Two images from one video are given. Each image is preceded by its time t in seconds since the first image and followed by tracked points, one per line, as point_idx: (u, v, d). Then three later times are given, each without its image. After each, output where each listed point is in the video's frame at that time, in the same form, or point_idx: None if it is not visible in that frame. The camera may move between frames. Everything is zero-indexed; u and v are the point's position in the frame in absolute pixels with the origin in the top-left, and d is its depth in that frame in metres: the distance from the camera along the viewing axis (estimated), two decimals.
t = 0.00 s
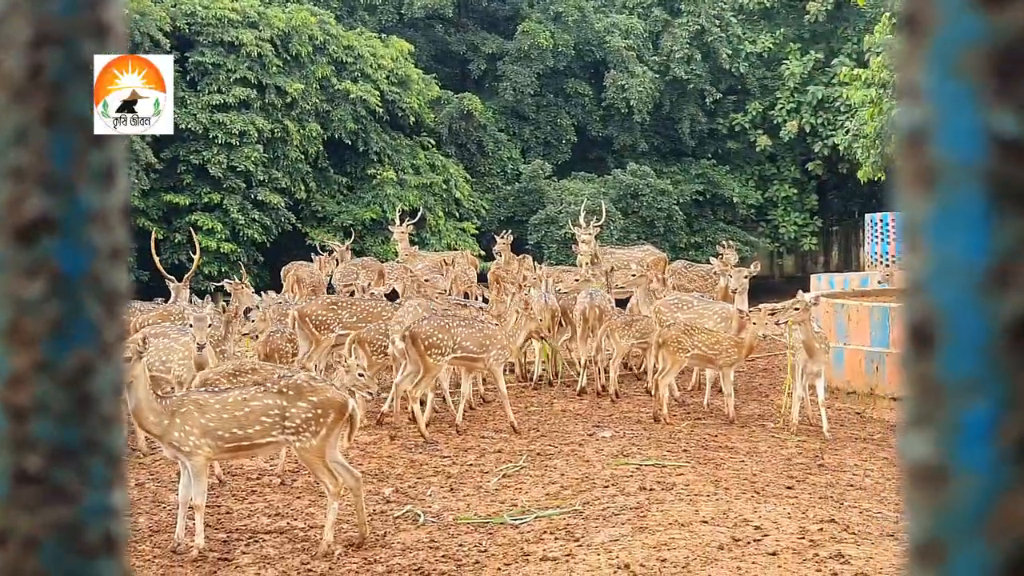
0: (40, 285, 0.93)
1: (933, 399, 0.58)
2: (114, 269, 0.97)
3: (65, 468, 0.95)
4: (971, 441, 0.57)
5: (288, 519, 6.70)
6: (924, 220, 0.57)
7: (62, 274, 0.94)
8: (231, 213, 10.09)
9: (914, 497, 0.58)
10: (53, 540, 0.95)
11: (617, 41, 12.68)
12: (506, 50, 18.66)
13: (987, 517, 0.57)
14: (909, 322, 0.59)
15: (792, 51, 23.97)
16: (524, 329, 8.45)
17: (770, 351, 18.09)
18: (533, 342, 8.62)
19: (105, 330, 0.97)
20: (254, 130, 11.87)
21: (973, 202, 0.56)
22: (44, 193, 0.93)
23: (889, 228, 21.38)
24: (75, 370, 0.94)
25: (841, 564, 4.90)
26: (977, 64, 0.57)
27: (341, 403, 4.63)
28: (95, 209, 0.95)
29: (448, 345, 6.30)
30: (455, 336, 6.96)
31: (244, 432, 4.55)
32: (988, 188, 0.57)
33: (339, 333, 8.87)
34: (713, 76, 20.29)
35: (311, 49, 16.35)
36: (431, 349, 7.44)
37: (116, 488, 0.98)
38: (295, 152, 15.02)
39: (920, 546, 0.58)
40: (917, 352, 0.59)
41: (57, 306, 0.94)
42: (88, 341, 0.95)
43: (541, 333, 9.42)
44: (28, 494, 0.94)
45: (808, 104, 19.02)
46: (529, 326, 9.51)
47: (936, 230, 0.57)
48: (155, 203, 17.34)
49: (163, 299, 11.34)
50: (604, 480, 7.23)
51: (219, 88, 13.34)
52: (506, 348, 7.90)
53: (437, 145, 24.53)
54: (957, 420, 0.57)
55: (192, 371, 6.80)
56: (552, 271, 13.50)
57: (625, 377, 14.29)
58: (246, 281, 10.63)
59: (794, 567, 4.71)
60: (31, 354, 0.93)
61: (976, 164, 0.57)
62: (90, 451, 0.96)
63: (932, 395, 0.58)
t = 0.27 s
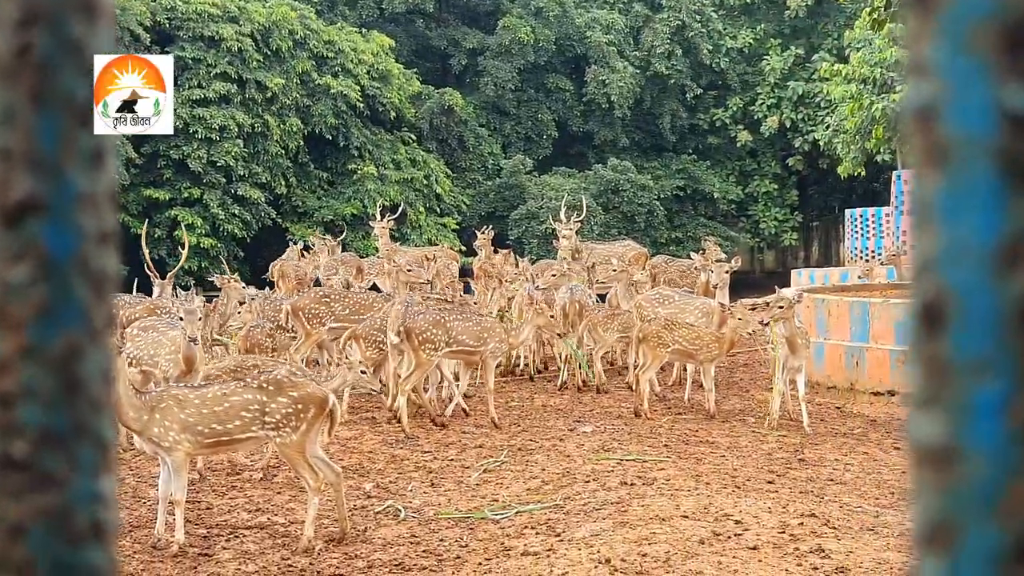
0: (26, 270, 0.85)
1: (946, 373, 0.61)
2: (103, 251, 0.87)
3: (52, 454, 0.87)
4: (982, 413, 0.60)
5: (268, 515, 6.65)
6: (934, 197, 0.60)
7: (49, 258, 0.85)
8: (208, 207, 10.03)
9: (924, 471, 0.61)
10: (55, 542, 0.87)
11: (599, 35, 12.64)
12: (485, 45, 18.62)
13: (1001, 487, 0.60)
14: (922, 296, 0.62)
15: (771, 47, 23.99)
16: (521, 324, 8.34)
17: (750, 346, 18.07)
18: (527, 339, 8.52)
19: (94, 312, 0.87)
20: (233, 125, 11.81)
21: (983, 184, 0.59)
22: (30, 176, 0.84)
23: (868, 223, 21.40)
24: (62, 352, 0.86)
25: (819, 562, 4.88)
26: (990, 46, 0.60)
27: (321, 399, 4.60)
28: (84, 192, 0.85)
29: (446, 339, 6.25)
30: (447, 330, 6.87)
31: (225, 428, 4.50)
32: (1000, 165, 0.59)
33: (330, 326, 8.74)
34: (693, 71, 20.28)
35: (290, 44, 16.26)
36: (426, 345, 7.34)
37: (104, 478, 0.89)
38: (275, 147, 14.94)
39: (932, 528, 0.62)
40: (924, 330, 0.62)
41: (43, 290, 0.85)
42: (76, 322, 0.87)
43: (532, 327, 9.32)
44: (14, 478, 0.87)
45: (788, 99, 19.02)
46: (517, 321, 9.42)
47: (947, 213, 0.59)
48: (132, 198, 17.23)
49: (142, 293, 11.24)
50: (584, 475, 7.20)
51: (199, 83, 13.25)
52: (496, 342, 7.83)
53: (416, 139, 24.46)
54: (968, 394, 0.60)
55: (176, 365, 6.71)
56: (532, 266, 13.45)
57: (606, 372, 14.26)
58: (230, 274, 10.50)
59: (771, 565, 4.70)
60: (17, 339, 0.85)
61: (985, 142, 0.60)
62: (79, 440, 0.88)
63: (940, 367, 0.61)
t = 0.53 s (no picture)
0: (39, 258, 0.84)
1: (984, 365, 0.64)
2: (115, 242, 0.89)
3: (65, 436, 0.86)
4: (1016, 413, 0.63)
5: (254, 511, 6.59)
6: (970, 185, 0.65)
7: (65, 249, 0.85)
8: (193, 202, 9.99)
9: (960, 464, 0.65)
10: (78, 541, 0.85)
11: (586, 29, 12.60)
12: (472, 41, 18.59)
13: None
14: (958, 289, 0.65)
15: (758, 42, 23.99)
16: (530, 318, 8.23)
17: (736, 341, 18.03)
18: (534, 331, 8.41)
19: (106, 301, 0.88)
20: (219, 119, 11.77)
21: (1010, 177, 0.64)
22: (45, 164, 0.85)
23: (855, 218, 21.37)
24: (73, 344, 0.86)
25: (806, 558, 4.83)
26: None
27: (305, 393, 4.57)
28: (98, 180, 0.87)
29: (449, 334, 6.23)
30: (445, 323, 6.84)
31: (212, 425, 4.45)
32: None
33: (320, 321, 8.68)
34: (679, 66, 20.27)
35: (275, 39, 16.22)
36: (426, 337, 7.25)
37: (118, 475, 0.89)
38: (261, 142, 14.88)
39: (968, 521, 0.65)
40: (962, 322, 0.65)
41: (59, 280, 0.85)
42: (89, 312, 0.87)
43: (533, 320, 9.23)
44: (26, 469, 0.84)
45: (775, 95, 18.99)
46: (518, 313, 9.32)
47: (982, 199, 0.64)
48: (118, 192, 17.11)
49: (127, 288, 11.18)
50: (573, 470, 7.15)
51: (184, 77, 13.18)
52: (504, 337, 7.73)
53: (403, 134, 24.38)
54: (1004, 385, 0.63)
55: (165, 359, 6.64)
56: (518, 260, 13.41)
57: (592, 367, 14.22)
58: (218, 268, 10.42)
59: (758, 561, 4.66)
60: (33, 328, 0.84)
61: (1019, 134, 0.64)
62: (95, 426, 0.87)
63: (975, 370, 0.64)
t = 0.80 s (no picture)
0: (26, 244, 0.87)
1: (993, 348, 0.63)
2: (102, 226, 0.90)
3: (52, 425, 0.88)
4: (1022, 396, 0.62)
5: (242, 507, 6.59)
6: (978, 164, 0.63)
7: (50, 234, 0.88)
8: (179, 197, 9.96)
9: (969, 450, 0.63)
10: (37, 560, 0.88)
11: (575, 26, 12.60)
12: (459, 36, 18.58)
13: None
14: (967, 265, 0.64)
15: (744, 38, 24.00)
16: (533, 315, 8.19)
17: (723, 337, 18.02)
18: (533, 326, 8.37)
19: (93, 287, 0.90)
20: (205, 115, 11.74)
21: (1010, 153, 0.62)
22: (31, 149, 0.87)
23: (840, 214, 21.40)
24: (62, 329, 0.88)
25: (792, 553, 4.82)
26: None
27: (294, 392, 4.55)
28: (85, 165, 0.88)
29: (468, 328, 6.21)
30: (456, 315, 6.82)
31: (199, 422, 4.43)
32: None
33: (308, 316, 8.65)
34: (666, 62, 20.28)
35: (264, 36, 16.19)
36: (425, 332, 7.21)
37: (103, 461, 0.91)
38: (249, 138, 14.85)
39: (978, 507, 0.64)
40: (971, 301, 0.64)
41: (44, 269, 0.87)
42: (77, 296, 0.89)
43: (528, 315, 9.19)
44: (18, 455, 0.88)
45: (762, 91, 19.00)
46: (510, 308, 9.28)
47: (988, 177, 0.62)
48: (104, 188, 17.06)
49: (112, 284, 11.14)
50: (560, 466, 7.15)
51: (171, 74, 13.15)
52: (511, 334, 7.67)
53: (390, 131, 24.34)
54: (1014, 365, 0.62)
55: (154, 355, 6.63)
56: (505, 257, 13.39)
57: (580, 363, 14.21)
58: (206, 263, 10.38)
59: (745, 557, 4.65)
60: (21, 315, 0.87)
61: None
62: (84, 410, 0.90)
63: (984, 356, 0.63)
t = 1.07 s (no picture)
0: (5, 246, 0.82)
1: (983, 352, 0.57)
2: (83, 225, 0.84)
3: (29, 433, 0.83)
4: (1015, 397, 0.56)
5: (234, 504, 6.58)
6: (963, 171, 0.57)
7: (30, 235, 0.82)
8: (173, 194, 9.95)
9: (953, 453, 0.58)
10: None
11: (567, 25, 12.61)
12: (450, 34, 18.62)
13: None
14: (951, 270, 0.58)
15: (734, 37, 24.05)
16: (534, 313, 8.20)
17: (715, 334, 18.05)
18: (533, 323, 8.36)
19: (76, 292, 0.84)
20: (198, 112, 11.76)
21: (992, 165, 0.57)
22: (9, 151, 0.81)
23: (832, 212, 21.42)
24: (42, 332, 0.83)
25: (784, 551, 4.81)
26: None
27: (287, 389, 4.54)
28: (67, 165, 0.82)
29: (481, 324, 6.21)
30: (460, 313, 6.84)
31: (191, 418, 4.42)
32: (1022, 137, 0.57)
33: (301, 312, 8.65)
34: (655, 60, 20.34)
35: (256, 33, 16.17)
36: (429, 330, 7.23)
37: (86, 469, 0.86)
38: (241, 135, 14.84)
39: (959, 514, 0.59)
40: (952, 307, 0.58)
41: (23, 269, 0.82)
42: (57, 299, 0.83)
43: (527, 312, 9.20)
44: None
45: (753, 89, 19.02)
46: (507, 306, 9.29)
47: (975, 183, 0.57)
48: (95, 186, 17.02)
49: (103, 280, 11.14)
50: (553, 463, 7.15)
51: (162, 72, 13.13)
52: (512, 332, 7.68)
53: (382, 128, 24.33)
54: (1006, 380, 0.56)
55: (145, 353, 6.62)
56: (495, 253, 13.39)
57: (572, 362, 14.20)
58: (199, 260, 10.37)
59: (737, 556, 4.64)
60: None
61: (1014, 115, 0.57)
62: (63, 417, 0.84)
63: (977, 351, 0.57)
